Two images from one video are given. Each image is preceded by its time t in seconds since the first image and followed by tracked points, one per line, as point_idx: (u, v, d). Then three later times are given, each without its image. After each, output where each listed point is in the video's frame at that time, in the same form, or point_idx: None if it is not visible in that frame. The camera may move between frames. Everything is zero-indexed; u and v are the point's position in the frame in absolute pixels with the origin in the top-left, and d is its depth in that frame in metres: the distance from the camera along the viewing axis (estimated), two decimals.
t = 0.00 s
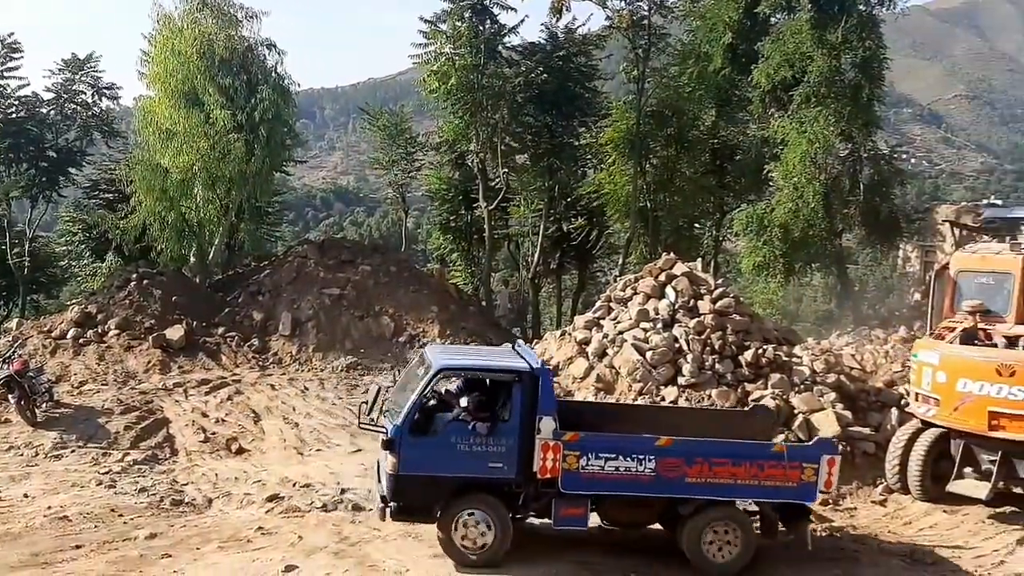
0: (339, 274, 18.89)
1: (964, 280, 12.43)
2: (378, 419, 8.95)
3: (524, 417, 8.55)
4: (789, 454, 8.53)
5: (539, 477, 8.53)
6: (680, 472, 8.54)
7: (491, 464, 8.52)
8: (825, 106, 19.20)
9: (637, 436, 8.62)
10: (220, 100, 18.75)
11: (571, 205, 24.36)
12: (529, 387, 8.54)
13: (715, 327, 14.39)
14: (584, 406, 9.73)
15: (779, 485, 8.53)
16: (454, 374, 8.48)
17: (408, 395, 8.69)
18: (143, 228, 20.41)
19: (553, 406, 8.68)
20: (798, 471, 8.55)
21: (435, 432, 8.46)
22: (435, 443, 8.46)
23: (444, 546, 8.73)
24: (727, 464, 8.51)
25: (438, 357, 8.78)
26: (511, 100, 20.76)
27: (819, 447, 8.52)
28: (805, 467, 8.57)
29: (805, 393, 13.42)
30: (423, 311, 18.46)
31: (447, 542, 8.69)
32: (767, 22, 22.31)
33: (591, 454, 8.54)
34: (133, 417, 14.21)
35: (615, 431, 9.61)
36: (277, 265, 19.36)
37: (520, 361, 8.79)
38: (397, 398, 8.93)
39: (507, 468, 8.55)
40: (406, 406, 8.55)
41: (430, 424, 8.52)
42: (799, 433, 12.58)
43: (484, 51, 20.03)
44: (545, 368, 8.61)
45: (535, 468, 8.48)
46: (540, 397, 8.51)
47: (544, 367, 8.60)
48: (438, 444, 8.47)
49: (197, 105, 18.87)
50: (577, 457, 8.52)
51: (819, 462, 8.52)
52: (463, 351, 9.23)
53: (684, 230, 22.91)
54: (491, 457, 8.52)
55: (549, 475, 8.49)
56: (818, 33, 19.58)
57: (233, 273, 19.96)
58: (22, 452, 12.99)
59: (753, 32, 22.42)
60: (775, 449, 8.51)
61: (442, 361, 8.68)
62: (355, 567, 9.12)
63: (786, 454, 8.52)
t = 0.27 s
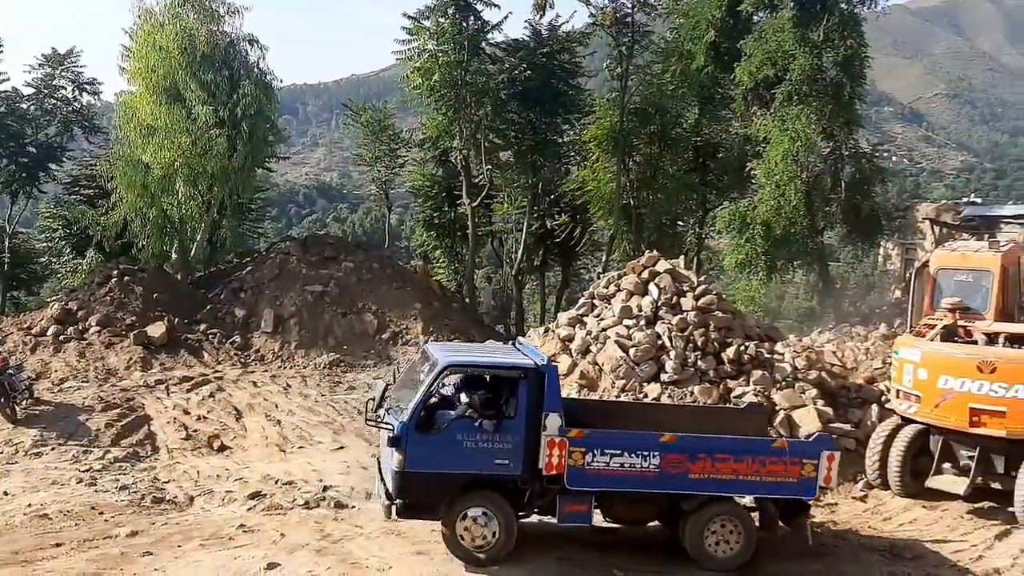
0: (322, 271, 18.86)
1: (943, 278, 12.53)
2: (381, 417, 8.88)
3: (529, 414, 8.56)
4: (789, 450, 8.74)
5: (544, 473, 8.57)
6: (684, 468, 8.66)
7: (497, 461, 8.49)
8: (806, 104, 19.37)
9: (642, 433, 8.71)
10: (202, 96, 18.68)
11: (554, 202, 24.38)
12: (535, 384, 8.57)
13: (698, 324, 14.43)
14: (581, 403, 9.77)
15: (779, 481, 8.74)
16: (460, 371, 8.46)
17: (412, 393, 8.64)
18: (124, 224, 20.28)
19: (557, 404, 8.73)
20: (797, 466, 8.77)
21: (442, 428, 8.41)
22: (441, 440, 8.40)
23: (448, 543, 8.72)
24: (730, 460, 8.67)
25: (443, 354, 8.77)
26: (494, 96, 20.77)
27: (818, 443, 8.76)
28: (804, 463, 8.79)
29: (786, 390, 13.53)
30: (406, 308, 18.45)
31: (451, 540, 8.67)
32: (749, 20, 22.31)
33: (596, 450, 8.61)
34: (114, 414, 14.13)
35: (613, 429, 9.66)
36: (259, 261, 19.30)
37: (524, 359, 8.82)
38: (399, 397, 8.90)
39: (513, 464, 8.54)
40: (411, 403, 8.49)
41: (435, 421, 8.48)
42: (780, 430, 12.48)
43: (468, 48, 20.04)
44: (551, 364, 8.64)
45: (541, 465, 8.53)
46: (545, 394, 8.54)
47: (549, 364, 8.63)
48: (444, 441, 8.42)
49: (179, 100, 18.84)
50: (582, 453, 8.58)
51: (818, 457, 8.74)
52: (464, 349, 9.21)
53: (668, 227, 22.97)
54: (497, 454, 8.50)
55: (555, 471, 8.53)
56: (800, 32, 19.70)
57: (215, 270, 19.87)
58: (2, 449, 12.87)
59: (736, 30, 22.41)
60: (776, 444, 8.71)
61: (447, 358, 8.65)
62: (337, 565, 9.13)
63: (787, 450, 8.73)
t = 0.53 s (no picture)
0: (306, 266, 18.80)
1: (925, 274, 12.59)
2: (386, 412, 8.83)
3: (535, 409, 8.58)
4: (789, 446, 8.84)
5: (550, 469, 8.56)
6: (686, 464, 8.71)
7: (502, 456, 8.51)
8: (789, 100, 19.46)
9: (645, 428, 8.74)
10: (185, 90, 18.59)
11: (539, 198, 24.36)
12: (540, 379, 8.59)
13: (682, 319, 14.46)
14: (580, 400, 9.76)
15: (780, 477, 8.83)
16: (467, 366, 8.46)
17: (417, 388, 8.61)
18: (105, 219, 20.15)
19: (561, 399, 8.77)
20: (797, 462, 8.88)
21: (448, 424, 8.39)
22: (447, 436, 8.38)
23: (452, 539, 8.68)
24: (732, 455, 8.75)
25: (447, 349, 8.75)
26: (479, 91, 20.73)
27: (817, 439, 8.87)
28: (804, 459, 8.90)
29: (769, 385, 13.60)
30: (390, 303, 18.41)
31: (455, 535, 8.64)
32: (733, 16, 22.32)
33: (600, 446, 8.62)
34: (95, 410, 14.03)
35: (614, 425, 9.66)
36: (242, 257, 19.22)
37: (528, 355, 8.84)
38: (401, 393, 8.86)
39: (518, 460, 8.55)
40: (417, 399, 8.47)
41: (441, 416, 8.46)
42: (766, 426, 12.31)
43: (452, 43, 20.02)
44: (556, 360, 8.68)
45: (545, 460, 8.53)
46: (551, 390, 8.58)
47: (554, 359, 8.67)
48: (450, 436, 8.40)
49: (161, 95, 18.77)
50: (586, 449, 8.59)
51: (818, 453, 8.86)
52: (467, 345, 9.21)
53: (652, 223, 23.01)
54: (502, 449, 8.51)
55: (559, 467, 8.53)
56: (784, 29, 19.77)
57: (198, 265, 19.77)
58: None
59: (720, 26, 22.34)
60: (777, 440, 8.80)
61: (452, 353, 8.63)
62: (321, 561, 9.10)
63: (787, 446, 8.83)
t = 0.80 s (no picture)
0: (292, 261, 18.75)
1: (909, 269, 12.61)
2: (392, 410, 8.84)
3: (541, 407, 8.57)
4: (791, 443, 8.93)
5: (555, 466, 8.57)
6: (690, 460, 8.78)
7: (508, 454, 8.52)
8: (775, 95, 19.62)
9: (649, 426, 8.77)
10: (169, 83, 18.50)
11: (526, 192, 24.34)
12: (546, 376, 8.58)
13: (668, 314, 14.49)
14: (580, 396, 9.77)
15: (781, 473, 8.93)
16: (473, 365, 8.43)
17: (423, 386, 8.58)
18: (89, 213, 20.03)
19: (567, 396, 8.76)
20: (798, 458, 8.98)
21: (454, 422, 8.38)
22: (454, 434, 8.38)
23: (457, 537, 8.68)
24: (735, 452, 8.82)
25: (453, 346, 8.70)
26: (466, 86, 20.71)
27: (818, 436, 8.97)
28: (804, 455, 9.00)
29: (754, 379, 13.69)
30: (377, 298, 18.38)
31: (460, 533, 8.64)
32: (720, 11, 22.17)
33: (605, 443, 8.65)
34: (80, 405, 13.95)
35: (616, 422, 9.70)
36: (228, 251, 19.15)
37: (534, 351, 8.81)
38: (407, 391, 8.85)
39: (524, 458, 8.57)
40: (423, 396, 8.45)
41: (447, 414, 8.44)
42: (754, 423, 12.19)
43: (439, 37, 19.99)
44: (562, 357, 8.66)
45: (551, 458, 8.55)
46: (557, 388, 8.55)
47: (561, 357, 8.65)
48: (456, 434, 8.40)
49: (145, 88, 18.66)
50: (591, 447, 8.62)
51: (818, 450, 8.96)
52: (472, 341, 9.18)
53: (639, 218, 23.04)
54: (508, 447, 8.52)
55: (566, 465, 8.55)
56: (770, 24, 19.81)
57: (183, 260, 19.68)
58: None
59: (707, 22, 22.14)
60: (779, 437, 8.88)
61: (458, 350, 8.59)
62: (307, 555, 9.09)
63: (789, 443, 8.92)
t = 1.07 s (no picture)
0: (278, 254, 18.63)
1: (898, 263, 12.59)
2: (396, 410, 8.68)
3: (548, 405, 8.50)
4: (795, 438, 8.96)
5: (563, 464, 8.53)
6: (696, 457, 8.80)
7: (516, 453, 8.44)
8: (764, 89, 19.48)
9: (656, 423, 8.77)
10: (153, 75, 18.34)
11: (514, 185, 24.22)
12: (553, 374, 8.51)
13: (657, 308, 14.43)
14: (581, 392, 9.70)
15: (786, 467, 8.97)
16: (480, 363, 8.36)
17: (430, 385, 8.49)
18: (73, 206, 19.83)
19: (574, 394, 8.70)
20: (802, 453, 9.02)
21: (463, 420, 8.28)
22: (462, 433, 8.29)
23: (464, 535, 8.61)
24: (740, 448, 8.85)
25: (458, 345, 8.62)
26: (453, 78, 20.66)
27: (822, 430, 9.00)
28: (808, 450, 9.03)
29: (742, 373, 13.67)
30: (364, 292, 18.28)
31: (469, 532, 8.55)
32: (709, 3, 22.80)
33: (612, 441, 8.64)
34: (63, 400, 13.81)
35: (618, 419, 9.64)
36: (213, 245, 19.01)
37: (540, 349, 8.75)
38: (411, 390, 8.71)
39: (532, 456, 8.49)
40: (430, 395, 8.35)
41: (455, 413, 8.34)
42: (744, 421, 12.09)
43: (426, 29, 19.91)
44: (569, 355, 8.61)
45: (559, 455, 8.50)
46: (565, 385, 8.49)
47: (567, 354, 8.60)
48: (464, 433, 8.30)
49: (129, 80, 18.51)
50: (598, 444, 8.61)
51: (822, 445, 9.01)
52: (477, 340, 9.10)
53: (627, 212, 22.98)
54: (516, 446, 8.44)
55: (573, 462, 8.52)
56: (759, 18, 19.81)
57: (167, 253, 19.53)
58: None
59: (696, 14, 22.69)
60: (784, 432, 8.91)
61: (463, 349, 8.51)
62: (292, 552, 9.01)
63: (793, 438, 8.95)
